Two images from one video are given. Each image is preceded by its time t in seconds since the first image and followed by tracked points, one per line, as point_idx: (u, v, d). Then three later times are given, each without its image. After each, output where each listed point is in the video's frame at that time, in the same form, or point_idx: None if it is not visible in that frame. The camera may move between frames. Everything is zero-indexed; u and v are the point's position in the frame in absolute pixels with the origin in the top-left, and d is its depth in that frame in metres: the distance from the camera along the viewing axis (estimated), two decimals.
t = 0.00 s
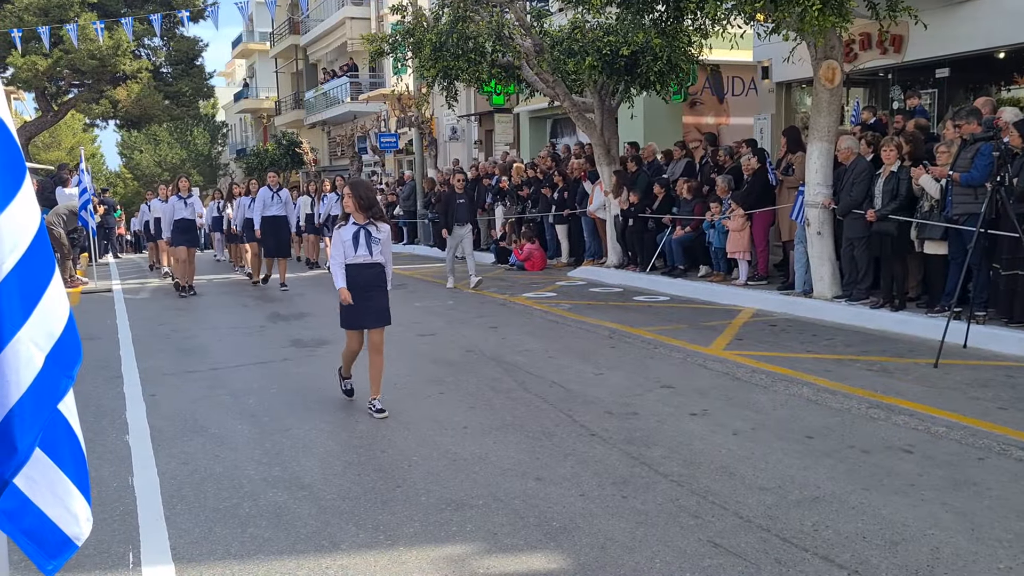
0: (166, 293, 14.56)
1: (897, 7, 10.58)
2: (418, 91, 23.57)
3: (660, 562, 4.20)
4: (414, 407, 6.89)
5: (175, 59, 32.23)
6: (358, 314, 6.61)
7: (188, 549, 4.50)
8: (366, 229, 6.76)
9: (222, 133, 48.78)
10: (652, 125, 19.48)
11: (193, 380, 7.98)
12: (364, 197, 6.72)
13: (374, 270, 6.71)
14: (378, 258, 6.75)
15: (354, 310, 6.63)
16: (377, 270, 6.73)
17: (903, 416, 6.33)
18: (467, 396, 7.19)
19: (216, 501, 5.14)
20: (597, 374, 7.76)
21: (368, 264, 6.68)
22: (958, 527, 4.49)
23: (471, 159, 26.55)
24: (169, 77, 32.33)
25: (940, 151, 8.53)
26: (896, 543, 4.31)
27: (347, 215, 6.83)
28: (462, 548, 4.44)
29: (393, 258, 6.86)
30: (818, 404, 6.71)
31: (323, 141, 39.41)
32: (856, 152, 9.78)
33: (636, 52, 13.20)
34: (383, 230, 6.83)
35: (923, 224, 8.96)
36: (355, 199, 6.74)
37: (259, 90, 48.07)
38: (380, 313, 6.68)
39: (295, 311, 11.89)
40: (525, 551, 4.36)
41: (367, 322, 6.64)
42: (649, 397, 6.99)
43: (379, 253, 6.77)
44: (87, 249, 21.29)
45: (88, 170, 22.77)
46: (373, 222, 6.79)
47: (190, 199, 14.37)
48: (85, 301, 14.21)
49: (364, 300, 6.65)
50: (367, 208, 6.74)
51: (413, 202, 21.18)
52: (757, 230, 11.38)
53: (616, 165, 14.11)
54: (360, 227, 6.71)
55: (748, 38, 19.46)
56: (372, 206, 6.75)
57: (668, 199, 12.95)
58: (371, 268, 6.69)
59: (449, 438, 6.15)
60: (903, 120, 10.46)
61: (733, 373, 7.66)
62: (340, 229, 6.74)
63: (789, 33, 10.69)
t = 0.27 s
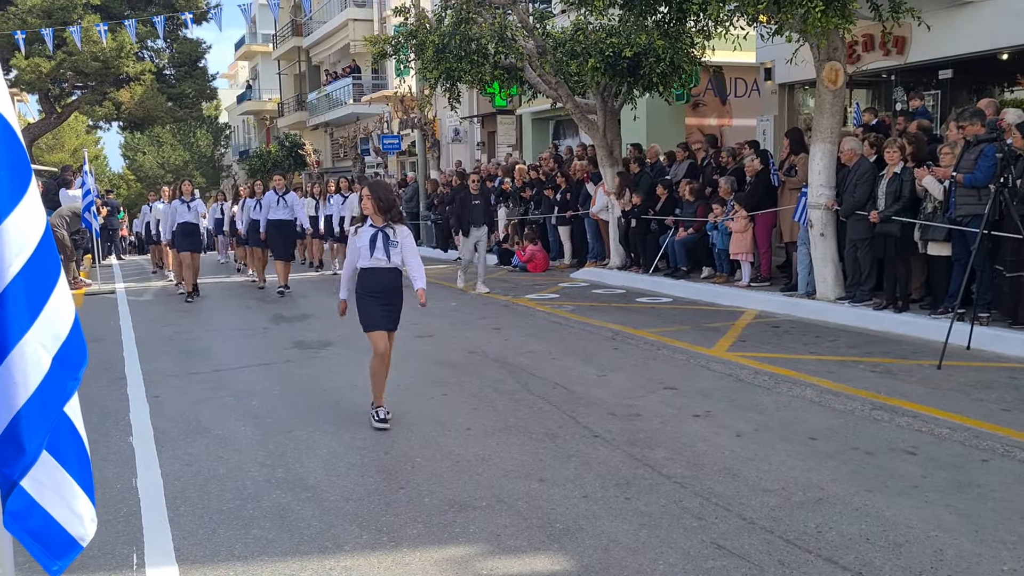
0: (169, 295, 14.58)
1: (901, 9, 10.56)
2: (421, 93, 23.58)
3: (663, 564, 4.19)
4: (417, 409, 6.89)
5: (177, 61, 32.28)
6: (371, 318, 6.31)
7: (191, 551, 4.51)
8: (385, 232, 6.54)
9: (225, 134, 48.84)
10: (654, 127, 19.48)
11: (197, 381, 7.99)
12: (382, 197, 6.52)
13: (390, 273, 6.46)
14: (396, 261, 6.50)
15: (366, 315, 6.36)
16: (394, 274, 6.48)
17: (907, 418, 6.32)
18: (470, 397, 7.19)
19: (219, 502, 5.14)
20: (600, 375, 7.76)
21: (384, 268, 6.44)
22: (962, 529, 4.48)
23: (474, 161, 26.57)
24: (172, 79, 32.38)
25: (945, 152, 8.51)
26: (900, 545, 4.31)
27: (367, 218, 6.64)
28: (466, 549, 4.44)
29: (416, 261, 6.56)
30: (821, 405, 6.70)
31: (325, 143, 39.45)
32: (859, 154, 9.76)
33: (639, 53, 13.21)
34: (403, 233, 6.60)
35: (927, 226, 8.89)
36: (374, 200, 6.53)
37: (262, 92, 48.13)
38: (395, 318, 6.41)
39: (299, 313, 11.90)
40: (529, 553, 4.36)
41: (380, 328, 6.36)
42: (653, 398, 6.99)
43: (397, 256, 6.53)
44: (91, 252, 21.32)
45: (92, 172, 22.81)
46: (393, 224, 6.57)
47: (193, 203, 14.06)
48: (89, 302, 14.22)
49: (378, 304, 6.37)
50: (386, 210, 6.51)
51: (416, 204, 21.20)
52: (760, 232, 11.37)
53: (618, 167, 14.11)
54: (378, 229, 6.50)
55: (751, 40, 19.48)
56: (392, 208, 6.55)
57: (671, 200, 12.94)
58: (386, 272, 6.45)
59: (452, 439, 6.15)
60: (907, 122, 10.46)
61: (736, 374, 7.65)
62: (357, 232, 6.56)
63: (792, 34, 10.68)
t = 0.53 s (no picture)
0: (171, 296, 14.59)
1: (903, 11, 10.57)
2: (423, 95, 23.59)
3: (665, 565, 4.19)
4: (419, 411, 6.89)
5: (180, 63, 32.31)
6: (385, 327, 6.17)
7: (194, 552, 4.51)
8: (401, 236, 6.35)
9: (227, 136, 48.89)
10: (656, 128, 19.48)
11: (199, 383, 8.00)
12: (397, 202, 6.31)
13: (406, 280, 6.26)
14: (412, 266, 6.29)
15: (382, 323, 6.20)
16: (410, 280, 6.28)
17: (909, 419, 6.32)
18: (472, 399, 7.19)
19: (222, 504, 5.14)
20: (602, 377, 7.76)
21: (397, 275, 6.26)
22: (964, 530, 4.48)
23: (475, 162, 26.60)
24: (175, 81, 32.41)
25: (947, 153, 8.51)
26: (902, 546, 4.31)
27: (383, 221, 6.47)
28: (467, 551, 4.44)
29: (434, 266, 6.34)
30: (823, 407, 6.70)
31: (327, 144, 39.48)
32: (861, 155, 9.77)
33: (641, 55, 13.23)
34: (420, 237, 6.39)
35: (929, 227, 8.91)
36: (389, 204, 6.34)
37: (263, 93, 48.18)
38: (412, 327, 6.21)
39: (301, 314, 11.91)
40: (531, 554, 4.36)
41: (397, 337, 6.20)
42: (655, 400, 6.99)
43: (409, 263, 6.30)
44: (93, 253, 21.35)
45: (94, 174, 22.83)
46: (409, 228, 6.37)
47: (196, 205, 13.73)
48: (91, 304, 14.23)
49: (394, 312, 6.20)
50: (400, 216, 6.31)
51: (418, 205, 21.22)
52: (762, 233, 11.37)
53: (620, 168, 14.11)
54: (394, 233, 6.32)
55: (752, 41, 19.49)
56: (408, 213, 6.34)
57: (673, 202, 12.94)
58: (402, 278, 6.25)
59: (454, 441, 6.15)
60: (909, 123, 10.47)
61: (738, 376, 7.65)
62: (373, 236, 6.40)
63: (794, 36, 10.68)
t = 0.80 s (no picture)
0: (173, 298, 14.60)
1: (904, 12, 10.56)
2: (425, 96, 23.61)
3: (666, 566, 4.19)
4: (420, 412, 6.89)
5: (181, 64, 32.33)
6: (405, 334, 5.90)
7: (196, 553, 4.51)
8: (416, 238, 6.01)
9: (229, 138, 48.94)
10: (657, 129, 19.48)
11: (201, 384, 8.00)
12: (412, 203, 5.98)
13: (424, 285, 5.97)
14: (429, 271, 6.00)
15: (400, 330, 5.92)
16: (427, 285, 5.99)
17: (911, 421, 6.32)
18: (473, 400, 7.19)
19: (223, 505, 5.15)
20: (604, 378, 7.76)
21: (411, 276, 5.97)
22: (966, 532, 4.48)
23: (477, 164, 26.62)
24: (176, 82, 32.44)
25: (948, 155, 8.51)
26: (904, 548, 4.31)
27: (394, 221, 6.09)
28: (468, 552, 4.44)
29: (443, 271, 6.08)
30: (825, 408, 6.70)
31: (328, 146, 39.51)
32: (862, 157, 9.78)
33: (642, 56, 13.25)
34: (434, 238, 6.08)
35: (930, 229, 8.95)
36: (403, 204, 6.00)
37: (265, 95, 48.23)
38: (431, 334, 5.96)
39: (303, 316, 11.91)
40: (533, 555, 4.36)
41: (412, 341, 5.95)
42: (656, 401, 6.99)
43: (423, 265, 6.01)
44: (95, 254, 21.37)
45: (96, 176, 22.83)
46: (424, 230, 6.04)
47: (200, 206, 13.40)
48: (93, 305, 14.24)
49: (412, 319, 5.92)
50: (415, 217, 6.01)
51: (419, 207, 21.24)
52: (763, 234, 11.38)
53: (621, 170, 14.12)
54: (409, 235, 5.97)
55: (753, 43, 19.50)
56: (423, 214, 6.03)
57: (675, 203, 12.95)
58: (420, 283, 5.95)
59: (456, 442, 6.15)
60: (910, 125, 10.47)
61: (740, 377, 7.65)
62: (386, 236, 6.00)
63: (796, 37, 10.68)
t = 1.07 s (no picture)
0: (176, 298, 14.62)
1: (907, 12, 10.56)
2: (427, 96, 23.62)
3: (668, 566, 4.19)
4: (423, 412, 6.89)
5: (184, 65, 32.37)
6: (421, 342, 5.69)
7: (198, 553, 4.51)
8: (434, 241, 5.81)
9: (231, 138, 48.97)
10: (660, 129, 19.48)
11: (203, 384, 8.01)
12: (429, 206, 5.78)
13: (441, 290, 5.77)
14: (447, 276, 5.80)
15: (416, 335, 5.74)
16: (445, 290, 5.80)
17: (913, 421, 6.31)
18: (475, 400, 7.19)
19: (226, 505, 5.15)
20: (606, 378, 7.76)
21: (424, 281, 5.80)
22: (969, 532, 4.47)
23: (479, 164, 26.63)
24: (179, 82, 32.47)
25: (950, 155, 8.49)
26: (907, 548, 4.30)
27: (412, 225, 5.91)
28: (470, 552, 4.44)
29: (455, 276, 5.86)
30: (828, 408, 6.69)
31: (331, 146, 39.54)
32: (864, 157, 9.77)
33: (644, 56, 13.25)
34: (453, 242, 5.87)
35: (933, 228, 8.95)
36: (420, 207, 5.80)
37: (267, 95, 48.27)
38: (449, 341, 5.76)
39: (305, 316, 11.91)
40: (535, 555, 4.36)
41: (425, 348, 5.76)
42: (658, 401, 6.99)
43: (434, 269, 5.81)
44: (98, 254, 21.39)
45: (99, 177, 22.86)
46: (442, 233, 5.84)
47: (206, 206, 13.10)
48: (95, 305, 14.23)
49: (429, 326, 5.72)
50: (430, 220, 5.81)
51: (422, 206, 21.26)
52: (766, 234, 11.37)
53: (624, 170, 14.12)
54: (427, 239, 5.77)
55: (756, 43, 19.49)
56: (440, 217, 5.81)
57: (677, 203, 12.94)
58: (437, 289, 5.76)
59: (458, 442, 6.15)
60: (913, 125, 10.46)
61: (742, 377, 7.65)
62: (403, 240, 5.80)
63: (798, 37, 10.67)
